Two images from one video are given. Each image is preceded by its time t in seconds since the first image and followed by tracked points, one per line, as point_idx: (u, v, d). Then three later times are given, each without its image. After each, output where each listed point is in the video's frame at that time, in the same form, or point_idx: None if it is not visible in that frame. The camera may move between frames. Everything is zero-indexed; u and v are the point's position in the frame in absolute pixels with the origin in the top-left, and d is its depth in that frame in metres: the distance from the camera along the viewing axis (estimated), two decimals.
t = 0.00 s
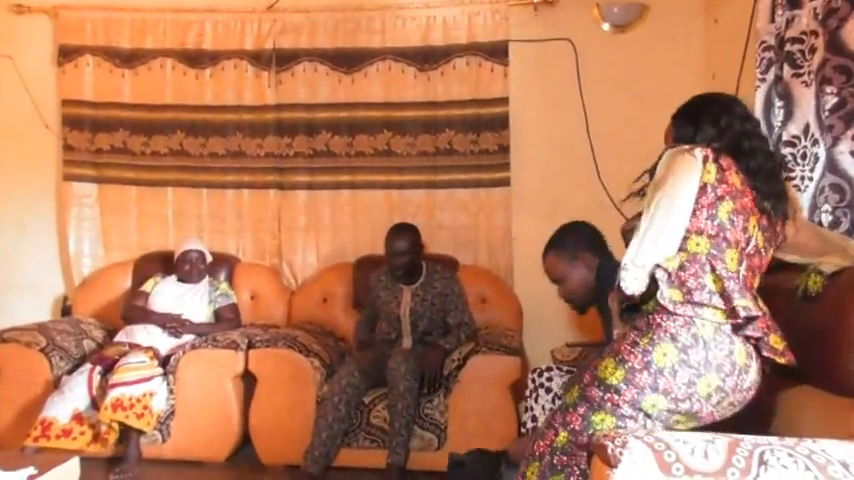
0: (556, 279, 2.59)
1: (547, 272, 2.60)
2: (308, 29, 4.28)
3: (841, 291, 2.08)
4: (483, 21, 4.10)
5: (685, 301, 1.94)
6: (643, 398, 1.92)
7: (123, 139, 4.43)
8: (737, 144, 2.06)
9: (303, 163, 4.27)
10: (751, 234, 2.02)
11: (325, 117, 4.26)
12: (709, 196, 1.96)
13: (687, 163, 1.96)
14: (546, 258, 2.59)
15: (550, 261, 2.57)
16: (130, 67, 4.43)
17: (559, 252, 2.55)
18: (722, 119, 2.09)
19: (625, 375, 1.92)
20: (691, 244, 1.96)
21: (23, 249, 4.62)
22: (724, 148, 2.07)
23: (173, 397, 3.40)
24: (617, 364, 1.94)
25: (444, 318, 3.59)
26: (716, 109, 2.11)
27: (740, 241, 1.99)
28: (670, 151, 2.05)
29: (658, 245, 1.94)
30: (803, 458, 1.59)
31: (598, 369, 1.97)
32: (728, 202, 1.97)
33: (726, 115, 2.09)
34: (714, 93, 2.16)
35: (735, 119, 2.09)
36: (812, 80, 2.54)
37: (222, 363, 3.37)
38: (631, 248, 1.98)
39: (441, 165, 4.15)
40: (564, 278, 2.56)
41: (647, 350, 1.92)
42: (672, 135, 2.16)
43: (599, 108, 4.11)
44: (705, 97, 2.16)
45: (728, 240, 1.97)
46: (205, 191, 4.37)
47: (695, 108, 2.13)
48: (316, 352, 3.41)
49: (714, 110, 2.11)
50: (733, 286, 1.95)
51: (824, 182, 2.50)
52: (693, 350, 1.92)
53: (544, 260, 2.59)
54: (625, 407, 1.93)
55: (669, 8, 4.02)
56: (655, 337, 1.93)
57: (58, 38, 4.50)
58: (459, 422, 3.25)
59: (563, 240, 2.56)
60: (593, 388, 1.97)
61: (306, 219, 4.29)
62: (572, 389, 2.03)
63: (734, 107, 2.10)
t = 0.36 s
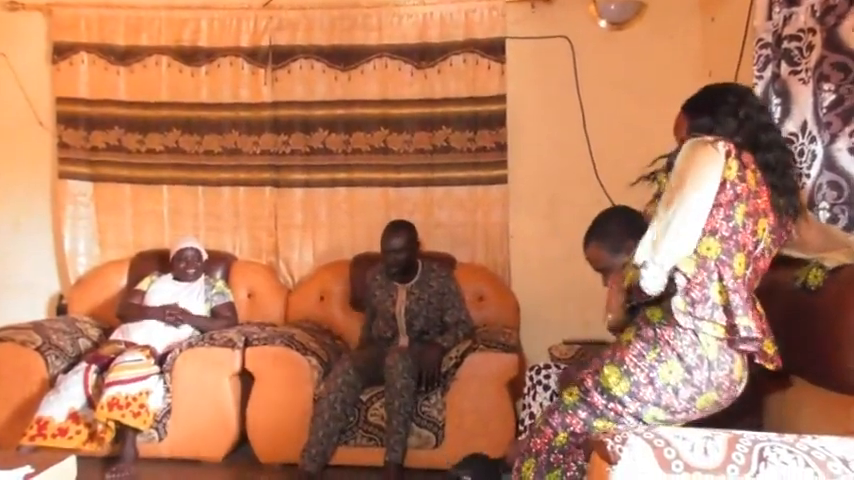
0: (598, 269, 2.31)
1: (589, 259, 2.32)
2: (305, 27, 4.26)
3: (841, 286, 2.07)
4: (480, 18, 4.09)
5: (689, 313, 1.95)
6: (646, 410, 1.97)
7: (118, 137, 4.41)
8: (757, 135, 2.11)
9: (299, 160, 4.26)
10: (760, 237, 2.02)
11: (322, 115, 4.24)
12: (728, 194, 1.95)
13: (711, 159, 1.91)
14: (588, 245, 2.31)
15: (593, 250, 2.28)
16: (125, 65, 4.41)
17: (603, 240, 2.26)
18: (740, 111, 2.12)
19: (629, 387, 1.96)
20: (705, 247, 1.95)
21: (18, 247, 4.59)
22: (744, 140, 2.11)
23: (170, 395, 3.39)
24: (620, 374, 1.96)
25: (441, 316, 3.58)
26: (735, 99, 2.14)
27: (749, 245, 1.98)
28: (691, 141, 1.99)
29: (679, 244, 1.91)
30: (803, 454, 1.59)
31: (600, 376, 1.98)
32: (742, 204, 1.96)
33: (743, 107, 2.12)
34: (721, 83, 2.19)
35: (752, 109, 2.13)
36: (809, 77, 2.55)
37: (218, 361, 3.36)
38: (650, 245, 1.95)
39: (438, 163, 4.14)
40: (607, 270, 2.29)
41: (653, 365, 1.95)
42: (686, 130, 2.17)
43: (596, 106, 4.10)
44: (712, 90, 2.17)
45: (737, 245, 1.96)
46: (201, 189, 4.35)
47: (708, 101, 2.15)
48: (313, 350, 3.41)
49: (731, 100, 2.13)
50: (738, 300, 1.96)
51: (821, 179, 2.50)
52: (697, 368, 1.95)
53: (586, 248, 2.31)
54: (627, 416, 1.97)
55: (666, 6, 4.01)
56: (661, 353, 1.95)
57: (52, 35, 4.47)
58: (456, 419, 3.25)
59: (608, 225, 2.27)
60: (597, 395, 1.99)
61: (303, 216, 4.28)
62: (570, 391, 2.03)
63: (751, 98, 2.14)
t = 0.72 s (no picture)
0: (597, 256, 2.62)
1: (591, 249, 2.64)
2: (298, 22, 4.23)
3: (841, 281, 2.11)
4: (476, 13, 4.07)
5: (742, 375, 1.99)
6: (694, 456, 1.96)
7: (110, 133, 4.36)
8: (765, 157, 2.20)
9: (293, 156, 4.23)
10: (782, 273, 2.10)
11: (316, 110, 4.21)
12: (761, 242, 1.99)
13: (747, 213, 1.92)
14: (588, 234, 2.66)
15: (592, 236, 2.62)
16: (117, 60, 4.36)
17: (603, 227, 2.59)
18: (751, 134, 2.20)
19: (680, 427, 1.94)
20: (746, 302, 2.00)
21: (8, 245, 4.54)
22: (754, 159, 2.20)
23: (164, 393, 3.35)
24: (672, 411, 1.94)
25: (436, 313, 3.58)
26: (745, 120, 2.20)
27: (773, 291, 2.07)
28: (720, 191, 1.98)
29: (735, 304, 1.95)
30: (803, 449, 1.58)
31: (649, 404, 1.94)
32: (770, 250, 2.02)
33: (756, 127, 2.20)
34: (732, 98, 2.24)
35: (761, 132, 2.20)
36: (807, 71, 2.54)
37: (213, 358, 3.34)
38: (705, 309, 1.98)
39: (434, 159, 4.12)
40: (604, 255, 2.59)
41: (708, 415, 1.95)
42: (699, 136, 2.20)
43: (591, 102, 4.09)
44: (721, 101, 2.23)
45: (766, 292, 2.04)
46: (194, 185, 4.32)
47: (724, 114, 2.20)
48: (308, 346, 3.38)
49: (745, 119, 2.19)
50: (780, 355, 2.02)
51: (818, 174, 2.51)
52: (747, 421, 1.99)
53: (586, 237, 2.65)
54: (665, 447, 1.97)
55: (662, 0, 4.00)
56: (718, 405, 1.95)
57: (43, 30, 4.42)
58: (452, 417, 3.24)
59: (607, 217, 2.61)
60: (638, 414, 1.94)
61: (297, 213, 4.25)
62: (608, 401, 1.97)
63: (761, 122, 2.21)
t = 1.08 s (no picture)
0: (610, 237, 2.52)
1: (603, 229, 2.54)
2: (297, 7, 4.12)
3: None
4: None
5: (782, 414, 1.84)
6: None
7: (103, 119, 4.26)
8: (807, 180, 2.04)
9: (291, 144, 4.14)
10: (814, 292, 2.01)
11: (314, 97, 4.12)
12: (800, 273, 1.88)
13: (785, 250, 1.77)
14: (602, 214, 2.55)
15: (607, 216, 2.51)
16: (111, 45, 4.26)
17: (620, 208, 2.48)
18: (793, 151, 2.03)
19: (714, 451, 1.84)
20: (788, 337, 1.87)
21: None
22: (791, 178, 2.03)
23: (158, 385, 3.26)
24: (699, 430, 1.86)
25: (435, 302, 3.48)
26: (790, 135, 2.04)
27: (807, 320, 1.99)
28: (755, 226, 1.84)
29: (776, 347, 1.81)
30: (834, 446, 1.49)
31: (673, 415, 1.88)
32: (807, 281, 1.92)
33: (800, 145, 2.04)
34: (783, 109, 2.08)
35: (804, 151, 2.04)
36: (822, 55, 2.46)
37: (208, 350, 3.25)
38: (740, 350, 1.84)
39: (435, 147, 4.04)
40: (617, 237, 2.50)
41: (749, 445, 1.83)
42: (736, 136, 2.05)
43: (596, 89, 4.00)
44: (769, 109, 2.07)
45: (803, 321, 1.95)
46: (189, 174, 4.22)
47: (770, 121, 2.05)
48: (305, 338, 3.29)
49: (790, 136, 2.04)
50: (820, 384, 1.95)
51: (836, 160, 2.40)
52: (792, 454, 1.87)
53: (601, 217, 2.54)
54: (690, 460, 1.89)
55: None
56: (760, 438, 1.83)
57: (35, 14, 4.32)
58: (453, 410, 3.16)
59: (625, 197, 2.51)
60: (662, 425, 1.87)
61: (294, 202, 4.16)
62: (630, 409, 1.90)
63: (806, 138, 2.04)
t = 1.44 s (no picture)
0: (638, 229, 2.37)
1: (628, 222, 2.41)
2: None
3: None
4: None
5: (831, 423, 1.76)
6: None
7: (90, 107, 4.09)
8: (819, 141, 1.85)
9: (285, 134, 3.98)
10: None
11: (309, 86, 3.96)
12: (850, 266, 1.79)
13: (836, 240, 1.67)
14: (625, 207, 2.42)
15: (634, 205, 2.37)
16: (98, 30, 4.09)
17: (646, 195, 2.36)
18: (793, 116, 1.85)
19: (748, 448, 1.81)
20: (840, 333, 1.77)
21: None
22: (803, 144, 1.85)
23: (142, 384, 3.10)
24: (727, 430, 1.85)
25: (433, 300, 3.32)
26: (786, 104, 1.86)
27: None
28: (801, 213, 1.73)
29: (827, 343, 1.71)
30: None
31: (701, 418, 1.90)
32: None
33: (797, 109, 1.85)
34: (769, 79, 1.91)
35: (808, 113, 1.85)
36: (846, 37, 2.36)
37: (195, 347, 3.10)
38: (786, 348, 1.74)
39: (434, 138, 3.88)
40: (646, 227, 2.35)
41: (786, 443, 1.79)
42: (730, 132, 1.92)
43: (602, 78, 3.85)
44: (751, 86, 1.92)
45: None
46: (178, 164, 4.06)
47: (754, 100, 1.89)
48: (298, 335, 3.13)
49: (783, 103, 1.86)
50: None
51: None
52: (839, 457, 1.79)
53: (624, 208, 2.41)
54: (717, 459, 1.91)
55: None
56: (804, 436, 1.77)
57: None
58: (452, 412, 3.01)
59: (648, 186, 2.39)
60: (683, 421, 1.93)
61: (287, 194, 4.00)
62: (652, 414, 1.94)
63: (802, 98, 1.86)
